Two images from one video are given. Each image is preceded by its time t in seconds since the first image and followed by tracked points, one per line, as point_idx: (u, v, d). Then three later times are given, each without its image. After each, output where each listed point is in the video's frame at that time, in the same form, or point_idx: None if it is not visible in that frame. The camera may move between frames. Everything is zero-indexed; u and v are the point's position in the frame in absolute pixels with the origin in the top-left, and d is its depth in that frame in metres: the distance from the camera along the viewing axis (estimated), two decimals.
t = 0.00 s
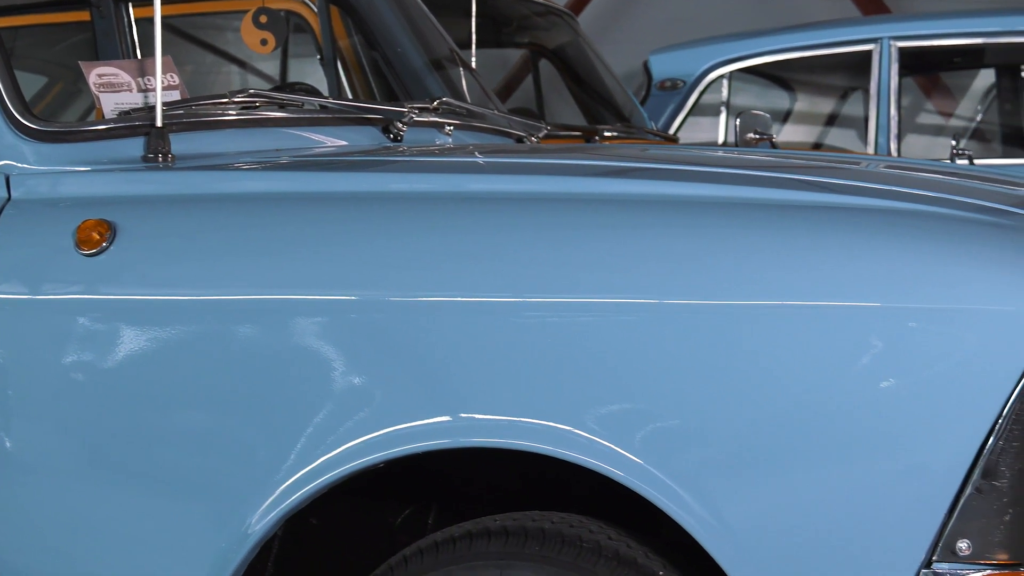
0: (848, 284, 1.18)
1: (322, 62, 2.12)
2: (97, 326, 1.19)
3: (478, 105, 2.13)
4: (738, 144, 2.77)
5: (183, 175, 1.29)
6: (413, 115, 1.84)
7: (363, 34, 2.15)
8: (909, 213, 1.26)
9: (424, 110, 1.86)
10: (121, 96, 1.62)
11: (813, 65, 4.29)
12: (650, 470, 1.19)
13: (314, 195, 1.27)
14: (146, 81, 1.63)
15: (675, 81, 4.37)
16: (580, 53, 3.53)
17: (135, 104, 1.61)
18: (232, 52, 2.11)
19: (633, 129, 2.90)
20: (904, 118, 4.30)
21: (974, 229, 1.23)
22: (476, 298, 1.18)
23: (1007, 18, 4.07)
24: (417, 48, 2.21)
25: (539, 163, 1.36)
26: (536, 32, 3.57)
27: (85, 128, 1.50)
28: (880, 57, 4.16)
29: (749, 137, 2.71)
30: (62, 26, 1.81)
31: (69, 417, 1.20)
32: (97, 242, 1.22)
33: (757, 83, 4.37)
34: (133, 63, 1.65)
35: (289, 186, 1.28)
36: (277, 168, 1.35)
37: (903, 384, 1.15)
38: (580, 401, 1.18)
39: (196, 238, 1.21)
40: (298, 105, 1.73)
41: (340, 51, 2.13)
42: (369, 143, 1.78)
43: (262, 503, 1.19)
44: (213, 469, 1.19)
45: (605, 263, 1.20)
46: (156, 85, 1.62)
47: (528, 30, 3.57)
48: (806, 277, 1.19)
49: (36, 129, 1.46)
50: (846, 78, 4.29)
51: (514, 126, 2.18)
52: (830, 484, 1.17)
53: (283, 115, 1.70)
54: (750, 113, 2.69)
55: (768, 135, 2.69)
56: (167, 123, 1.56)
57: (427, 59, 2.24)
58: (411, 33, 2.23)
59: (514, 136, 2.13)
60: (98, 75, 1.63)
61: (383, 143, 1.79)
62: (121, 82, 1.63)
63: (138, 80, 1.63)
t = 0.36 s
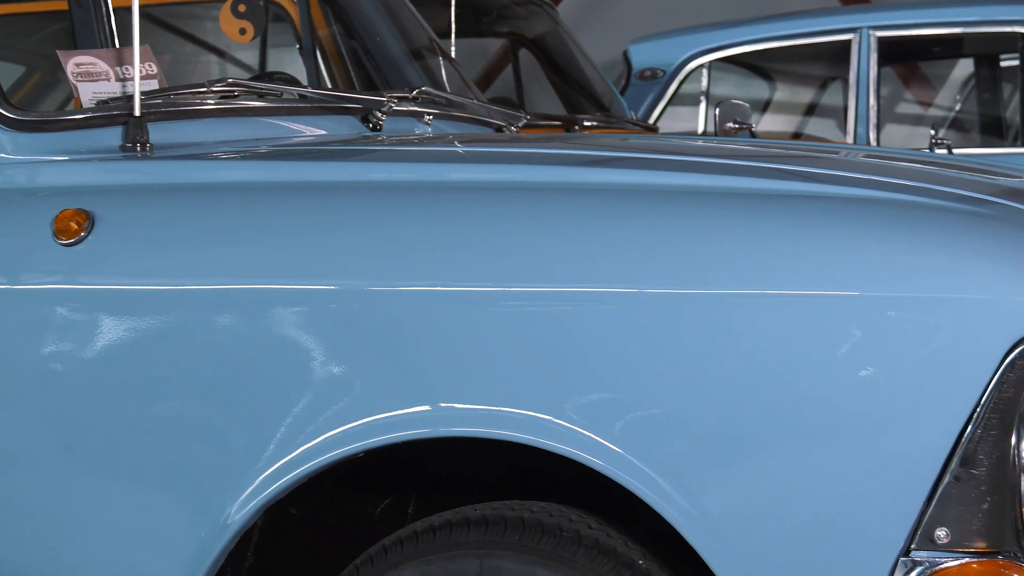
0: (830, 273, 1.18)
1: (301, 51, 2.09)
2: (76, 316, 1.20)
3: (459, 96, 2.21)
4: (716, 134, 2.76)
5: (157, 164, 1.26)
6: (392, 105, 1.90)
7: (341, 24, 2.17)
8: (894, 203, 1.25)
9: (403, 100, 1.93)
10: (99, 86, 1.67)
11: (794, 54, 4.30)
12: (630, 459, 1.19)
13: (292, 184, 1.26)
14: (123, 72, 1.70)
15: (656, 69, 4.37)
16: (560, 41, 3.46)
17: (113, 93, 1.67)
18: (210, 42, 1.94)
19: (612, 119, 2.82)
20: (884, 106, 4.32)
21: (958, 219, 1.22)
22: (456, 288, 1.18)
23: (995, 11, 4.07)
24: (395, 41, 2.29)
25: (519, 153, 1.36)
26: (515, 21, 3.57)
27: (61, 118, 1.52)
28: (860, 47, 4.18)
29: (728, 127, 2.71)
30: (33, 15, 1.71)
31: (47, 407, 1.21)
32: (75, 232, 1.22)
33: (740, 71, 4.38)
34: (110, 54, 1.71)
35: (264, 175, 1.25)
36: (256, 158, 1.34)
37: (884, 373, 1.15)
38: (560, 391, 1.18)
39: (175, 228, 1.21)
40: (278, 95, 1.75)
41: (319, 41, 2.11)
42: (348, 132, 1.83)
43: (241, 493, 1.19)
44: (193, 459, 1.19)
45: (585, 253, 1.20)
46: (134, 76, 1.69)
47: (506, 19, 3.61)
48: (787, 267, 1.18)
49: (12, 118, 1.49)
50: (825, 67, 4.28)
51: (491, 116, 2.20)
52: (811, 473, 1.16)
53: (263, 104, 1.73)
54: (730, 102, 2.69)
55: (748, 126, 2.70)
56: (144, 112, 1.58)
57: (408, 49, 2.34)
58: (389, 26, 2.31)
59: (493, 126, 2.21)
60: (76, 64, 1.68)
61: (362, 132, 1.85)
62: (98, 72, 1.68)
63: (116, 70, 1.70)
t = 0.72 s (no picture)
0: (811, 262, 1.17)
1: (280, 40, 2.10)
2: (55, 306, 1.20)
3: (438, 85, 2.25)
4: (696, 124, 2.78)
5: (134, 154, 1.23)
6: (370, 94, 1.93)
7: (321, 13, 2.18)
8: (876, 192, 1.24)
9: (381, 89, 1.95)
10: (77, 75, 1.63)
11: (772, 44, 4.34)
12: (608, 448, 1.19)
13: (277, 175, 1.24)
14: (101, 60, 1.66)
15: (635, 60, 4.39)
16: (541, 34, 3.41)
17: (91, 83, 1.63)
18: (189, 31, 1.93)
19: (592, 109, 2.85)
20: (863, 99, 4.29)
21: (937, 207, 1.23)
22: (435, 278, 1.18)
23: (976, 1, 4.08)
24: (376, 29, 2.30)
25: (498, 142, 1.36)
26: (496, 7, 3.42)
27: (40, 107, 1.50)
28: (838, 37, 4.19)
29: (707, 116, 2.71)
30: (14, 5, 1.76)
31: (26, 398, 1.21)
32: (52, 223, 1.21)
33: (717, 62, 4.43)
34: (89, 42, 1.67)
35: (244, 165, 1.22)
36: (234, 147, 1.34)
37: (862, 361, 1.15)
38: (540, 380, 1.18)
39: (154, 219, 1.20)
40: (256, 84, 1.77)
41: (298, 31, 2.14)
42: (328, 122, 1.85)
43: (220, 483, 1.19)
44: (173, 450, 1.19)
45: (564, 243, 1.20)
46: (112, 65, 1.65)
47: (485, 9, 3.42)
48: (766, 257, 1.18)
49: None
50: (804, 57, 4.33)
51: (469, 106, 2.27)
52: (791, 462, 1.17)
53: (241, 93, 1.74)
54: (708, 92, 2.70)
55: (725, 115, 2.70)
56: (123, 101, 1.58)
57: (386, 38, 2.34)
58: (370, 15, 2.32)
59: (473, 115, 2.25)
60: (54, 53, 1.62)
61: (341, 122, 1.87)
62: (76, 61, 1.64)
63: (94, 59, 1.66)
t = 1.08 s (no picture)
0: (789, 250, 1.17)
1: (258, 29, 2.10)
2: (32, 296, 1.19)
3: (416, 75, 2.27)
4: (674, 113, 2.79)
5: (108, 145, 1.27)
6: (347, 83, 1.94)
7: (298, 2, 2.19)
8: (852, 182, 1.25)
9: (358, 79, 1.97)
10: (53, 64, 1.66)
11: (749, 34, 4.36)
12: (587, 437, 1.19)
13: (256, 163, 1.26)
14: (77, 50, 1.68)
15: (612, 49, 4.42)
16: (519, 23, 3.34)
17: (67, 73, 1.66)
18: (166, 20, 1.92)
19: (570, 99, 2.86)
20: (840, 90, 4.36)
21: (914, 195, 1.23)
22: (413, 267, 1.18)
23: None
24: (353, 19, 2.30)
25: (475, 132, 1.36)
26: None
27: (17, 97, 1.50)
28: (817, 26, 4.20)
29: (685, 106, 2.72)
30: None
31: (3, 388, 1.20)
32: (28, 212, 1.21)
33: (700, 50, 4.43)
34: (64, 31, 1.69)
35: (219, 155, 1.26)
36: (210, 137, 1.34)
37: (840, 350, 1.15)
38: (517, 369, 1.18)
39: (129, 209, 1.21)
40: (234, 73, 1.79)
41: (276, 21, 2.15)
42: (303, 111, 1.86)
43: (197, 473, 1.19)
44: (150, 440, 1.19)
45: (541, 232, 1.20)
46: (88, 54, 1.68)
47: None
48: (744, 246, 1.18)
49: None
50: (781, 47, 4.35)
51: (447, 95, 2.27)
52: (769, 451, 1.16)
53: (219, 82, 1.76)
54: (686, 82, 2.71)
55: (703, 105, 2.71)
56: (100, 91, 1.58)
57: (363, 28, 2.34)
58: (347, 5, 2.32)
59: (450, 105, 2.27)
60: (30, 41, 1.65)
61: (317, 110, 1.89)
62: (51, 50, 1.67)
63: (69, 48, 1.68)
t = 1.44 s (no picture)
0: (768, 238, 1.17)
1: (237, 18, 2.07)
2: (11, 286, 1.19)
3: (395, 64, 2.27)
4: (652, 101, 2.79)
5: (93, 133, 1.25)
6: (326, 72, 1.95)
7: None
8: (830, 170, 1.26)
9: (337, 67, 1.97)
10: (29, 53, 1.66)
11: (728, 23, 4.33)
12: (567, 426, 1.19)
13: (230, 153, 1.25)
14: (55, 38, 1.67)
15: (594, 38, 4.42)
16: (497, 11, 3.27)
17: (44, 61, 1.65)
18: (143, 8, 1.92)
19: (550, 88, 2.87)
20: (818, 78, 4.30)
21: (892, 183, 1.24)
22: (393, 256, 1.18)
23: None
24: (333, 8, 2.31)
25: (453, 121, 1.37)
26: None
27: None
28: (797, 16, 4.20)
29: (664, 94, 2.73)
30: None
31: None
32: (6, 201, 1.21)
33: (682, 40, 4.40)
34: (42, 19, 1.68)
35: (198, 144, 1.24)
36: (189, 125, 1.34)
37: (819, 339, 1.15)
38: (497, 357, 1.18)
39: (107, 198, 1.20)
40: (212, 62, 1.79)
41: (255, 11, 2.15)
42: (282, 100, 1.86)
43: (176, 463, 1.19)
44: (130, 429, 1.19)
45: (520, 220, 1.20)
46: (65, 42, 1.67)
47: None
48: (723, 234, 1.18)
49: None
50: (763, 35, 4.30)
51: (425, 84, 2.28)
52: (749, 440, 1.16)
53: (198, 72, 1.75)
54: (665, 70, 2.72)
55: (682, 93, 2.72)
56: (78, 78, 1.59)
57: (343, 16, 2.35)
58: None
59: (430, 94, 2.27)
60: (6, 30, 1.66)
61: (296, 99, 1.89)
62: (28, 38, 1.66)
63: (47, 36, 1.67)
